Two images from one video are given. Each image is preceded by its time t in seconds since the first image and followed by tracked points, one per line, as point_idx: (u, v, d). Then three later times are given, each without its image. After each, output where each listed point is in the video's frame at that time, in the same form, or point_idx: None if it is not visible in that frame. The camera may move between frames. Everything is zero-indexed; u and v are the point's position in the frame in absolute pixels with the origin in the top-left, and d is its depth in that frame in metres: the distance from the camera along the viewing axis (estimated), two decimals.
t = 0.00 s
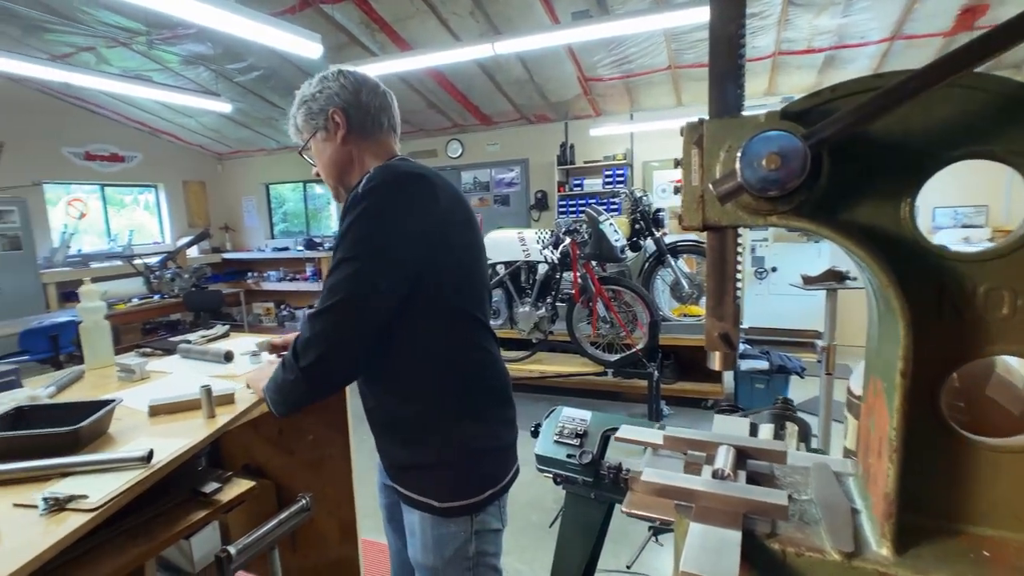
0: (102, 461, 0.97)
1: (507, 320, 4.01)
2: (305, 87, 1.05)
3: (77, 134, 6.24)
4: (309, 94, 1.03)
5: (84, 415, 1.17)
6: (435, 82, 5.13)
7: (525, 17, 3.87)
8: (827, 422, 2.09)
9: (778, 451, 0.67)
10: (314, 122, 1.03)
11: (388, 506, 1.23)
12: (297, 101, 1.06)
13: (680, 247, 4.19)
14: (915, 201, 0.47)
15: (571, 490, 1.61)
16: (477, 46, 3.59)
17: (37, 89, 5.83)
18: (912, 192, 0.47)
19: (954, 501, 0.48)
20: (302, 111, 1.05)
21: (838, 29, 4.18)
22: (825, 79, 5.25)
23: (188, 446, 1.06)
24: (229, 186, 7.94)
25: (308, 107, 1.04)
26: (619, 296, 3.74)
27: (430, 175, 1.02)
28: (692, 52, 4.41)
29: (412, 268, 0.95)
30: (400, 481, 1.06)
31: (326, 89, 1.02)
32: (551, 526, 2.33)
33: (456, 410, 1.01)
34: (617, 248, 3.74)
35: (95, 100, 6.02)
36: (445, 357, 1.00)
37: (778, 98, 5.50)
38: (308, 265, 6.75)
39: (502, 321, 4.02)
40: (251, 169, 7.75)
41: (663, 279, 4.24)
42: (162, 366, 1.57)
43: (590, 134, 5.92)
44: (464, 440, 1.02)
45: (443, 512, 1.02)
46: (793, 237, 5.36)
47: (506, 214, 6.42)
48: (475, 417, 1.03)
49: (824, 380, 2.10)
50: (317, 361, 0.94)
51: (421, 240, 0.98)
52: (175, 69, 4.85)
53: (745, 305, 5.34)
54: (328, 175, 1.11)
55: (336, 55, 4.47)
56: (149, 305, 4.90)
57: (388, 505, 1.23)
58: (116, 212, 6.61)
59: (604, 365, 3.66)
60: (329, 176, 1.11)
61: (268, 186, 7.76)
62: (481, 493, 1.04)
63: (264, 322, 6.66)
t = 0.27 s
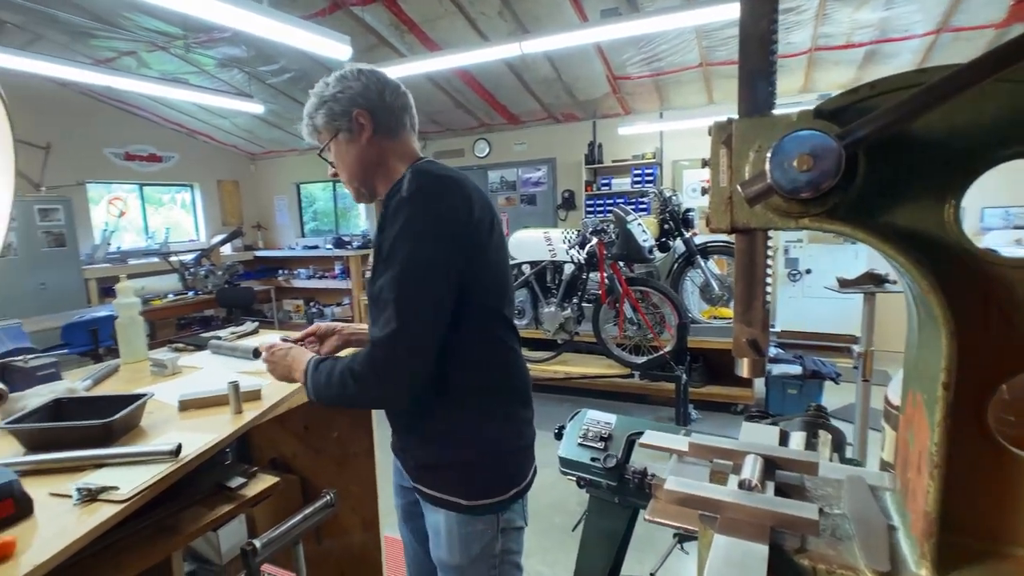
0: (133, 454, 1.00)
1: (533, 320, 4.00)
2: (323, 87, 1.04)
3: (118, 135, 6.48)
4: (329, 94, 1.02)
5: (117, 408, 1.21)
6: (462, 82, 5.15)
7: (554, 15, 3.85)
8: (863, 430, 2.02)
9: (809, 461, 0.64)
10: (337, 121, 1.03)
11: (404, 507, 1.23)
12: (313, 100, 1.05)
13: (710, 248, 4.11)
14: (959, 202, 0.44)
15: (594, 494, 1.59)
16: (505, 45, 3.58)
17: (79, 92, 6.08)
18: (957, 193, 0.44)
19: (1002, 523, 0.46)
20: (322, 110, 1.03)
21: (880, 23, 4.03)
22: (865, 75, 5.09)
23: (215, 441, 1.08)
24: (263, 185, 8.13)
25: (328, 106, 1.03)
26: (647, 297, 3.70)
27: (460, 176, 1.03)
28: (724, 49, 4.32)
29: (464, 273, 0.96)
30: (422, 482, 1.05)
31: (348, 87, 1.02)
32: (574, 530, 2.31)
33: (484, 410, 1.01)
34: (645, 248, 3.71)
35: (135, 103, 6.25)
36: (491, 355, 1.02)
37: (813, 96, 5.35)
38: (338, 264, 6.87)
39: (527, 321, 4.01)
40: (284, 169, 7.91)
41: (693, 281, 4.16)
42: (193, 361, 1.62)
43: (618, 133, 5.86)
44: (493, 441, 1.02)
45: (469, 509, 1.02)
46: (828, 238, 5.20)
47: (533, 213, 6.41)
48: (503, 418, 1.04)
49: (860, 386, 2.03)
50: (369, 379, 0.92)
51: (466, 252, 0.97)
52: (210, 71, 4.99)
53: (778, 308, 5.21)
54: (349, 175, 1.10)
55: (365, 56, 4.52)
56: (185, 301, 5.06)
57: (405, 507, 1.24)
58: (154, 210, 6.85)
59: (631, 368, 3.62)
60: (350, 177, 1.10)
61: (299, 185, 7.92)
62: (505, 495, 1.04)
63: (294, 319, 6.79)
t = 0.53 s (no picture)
0: (171, 442, 1.04)
1: (563, 323, 3.98)
2: (364, 76, 1.03)
3: (164, 134, 6.76)
4: (375, 82, 1.02)
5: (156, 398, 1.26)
6: (498, 83, 5.17)
7: (591, 15, 3.83)
8: (906, 445, 1.94)
9: (845, 473, 0.62)
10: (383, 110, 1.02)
11: (427, 511, 1.22)
12: (354, 90, 1.04)
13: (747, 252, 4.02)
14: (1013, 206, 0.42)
15: (622, 499, 1.58)
16: (542, 46, 3.58)
17: (129, 92, 6.36)
18: (1013, 196, 0.42)
19: None
20: (367, 98, 1.02)
21: (934, 21, 3.87)
22: (915, 76, 4.89)
23: (247, 433, 1.11)
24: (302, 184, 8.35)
25: (373, 95, 1.02)
26: (681, 301, 3.65)
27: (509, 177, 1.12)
28: (766, 50, 4.22)
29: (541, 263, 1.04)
30: (460, 482, 1.06)
31: (395, 77, 1.03)
32: (601, 535, 2.29)
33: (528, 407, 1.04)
34: (679, 252, 3.63)
35: (179, 103, 6.50)
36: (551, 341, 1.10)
37: (859, 97, 5.18)
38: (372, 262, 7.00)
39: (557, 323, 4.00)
40: (322, 168, 8.10)
41: (728, 285, 4.07)
42: (229, 354, 1.67)
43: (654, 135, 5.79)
44: (537, 438, 1.05)
45: (518, 503, 1.03)
46: (872, 244, 5.02)
47: (566, 214, 6.39)
48: (544, 414, 1.07)
49: (903, 399, 1.95)
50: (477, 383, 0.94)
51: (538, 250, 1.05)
52: (253, 72, 5.15)
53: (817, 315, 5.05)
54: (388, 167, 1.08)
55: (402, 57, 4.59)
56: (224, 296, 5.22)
57: (423, 515, 1.23)
58: (196, 207, 7.11)
59: (663, 373, 3.57)
60: (390, 169, 1.09)
61: (336, 184, 8.10)
62: (543, 491, 1.06)
63: (328, 316, 6.94)
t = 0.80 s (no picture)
0: (203, 434, 1.09)
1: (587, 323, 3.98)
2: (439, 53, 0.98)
3: (198, 132, 6.97)
4: (453, 61, 0.97)
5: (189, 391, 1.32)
6: (527, 82, 5.19)
7: (619, 15, 3.81)
8: (936, 450, 1.90)
9: (865, 475, 0.63)
10: (458, 92, 0.98)
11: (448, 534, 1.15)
12: (426, 65, 0.98)
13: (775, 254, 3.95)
14: None
15: (645, 500, 1.58)
16: (570, 46, 3.59)
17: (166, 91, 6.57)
18: None
19: None
20: (443, 76, 0.97)
21: (969, 21, 3.75)
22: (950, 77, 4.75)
23: (275, 426, 1.16)
24: (331, 182, 8.52)
25: (449, 74, 0.97)
26: (708, 302, 3.61)
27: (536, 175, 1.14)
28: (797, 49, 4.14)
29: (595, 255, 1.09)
30: (510, 485, 1.01)
31: (470, 64, 1.00)
32: (623, 534, 2.29)
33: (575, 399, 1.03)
34: (707, 253, 3.59)
35: (213, 102, 6.69)
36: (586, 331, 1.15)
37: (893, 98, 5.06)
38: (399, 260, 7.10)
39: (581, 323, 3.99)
40: (351, 167, 8.24)
41: (757, 287, 4.01)
42: (259, 350, 1.72)
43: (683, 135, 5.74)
44: (584, 430, 1.05)
45: (573, 495, 1.00)
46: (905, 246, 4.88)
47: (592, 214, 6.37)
48: (584, 407, 1.07)
49: (933, 403, 1.90)
50: (587, 375, 0.95)
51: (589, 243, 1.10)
52: (285, 72, 5.27)
53: (848, 318, 4.93)
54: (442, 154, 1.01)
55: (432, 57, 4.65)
56: (254, 292, 5.36)
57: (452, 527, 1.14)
58: (228, 204, 7.32)
59: (690, 374, 3.54)
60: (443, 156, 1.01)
61: (365, 183, 8.23)
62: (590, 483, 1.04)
63: (356, 313, 7.07)
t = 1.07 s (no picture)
0: (212, 438, 1.10)
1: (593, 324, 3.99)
2: (514, 42, 0.95)
3: (204, 135, 7.03)
4: (528, 58, 0.96)
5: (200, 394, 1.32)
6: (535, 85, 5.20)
7: (626, 19, 3.84)
8: (936, 444, 1.93)
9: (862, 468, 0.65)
10: (529, 88, 0.97)
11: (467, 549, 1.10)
12: (502, 50, 0.94)
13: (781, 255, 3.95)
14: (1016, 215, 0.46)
15: (653, 497, 1.61)
16: (577, 51, 3.63)
17: (173, 93, 6.63)
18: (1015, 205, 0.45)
19: None
20: (519, 65, 0.95)
21: (959, 32, 3.78)
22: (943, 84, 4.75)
23: (285, 431, 1.17)
24: (338, 185, 8.58)
25: (523, 65, 0.95)
26: (714, 303, 3.63)
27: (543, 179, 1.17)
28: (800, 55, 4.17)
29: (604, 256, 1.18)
30: (552, 487, 1.02)
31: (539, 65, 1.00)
32: (632, 532, 2.32)
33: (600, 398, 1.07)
34: (712, 255, 3.59)
35: (219, 104, 6.74)
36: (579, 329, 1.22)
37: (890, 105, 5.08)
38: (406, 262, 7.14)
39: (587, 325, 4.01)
40: (358, 169, 8.30)
41: (762, 288, 4.03)
42: (269, 353, 1.72)
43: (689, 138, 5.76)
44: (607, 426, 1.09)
45: (601, 489, 1.04)
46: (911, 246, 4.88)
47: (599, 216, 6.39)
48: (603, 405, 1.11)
49: (932, 400, 1.92)
50: (641, 366, 1.04)
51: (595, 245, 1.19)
52: (292, 74, 5.32)
53: (851, 318, 4.93)
54: (501, 143, 0.98)
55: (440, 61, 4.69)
56: (260, 295, 5.38)
57: (479, 542, 1.09)
58: (234, 207, 7.40)
59: (697, 374, 3.60)
60: (503, 145, 0.98)
61: (372, 185, 8.29)
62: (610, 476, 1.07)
63: (363, 315, 7.13)
